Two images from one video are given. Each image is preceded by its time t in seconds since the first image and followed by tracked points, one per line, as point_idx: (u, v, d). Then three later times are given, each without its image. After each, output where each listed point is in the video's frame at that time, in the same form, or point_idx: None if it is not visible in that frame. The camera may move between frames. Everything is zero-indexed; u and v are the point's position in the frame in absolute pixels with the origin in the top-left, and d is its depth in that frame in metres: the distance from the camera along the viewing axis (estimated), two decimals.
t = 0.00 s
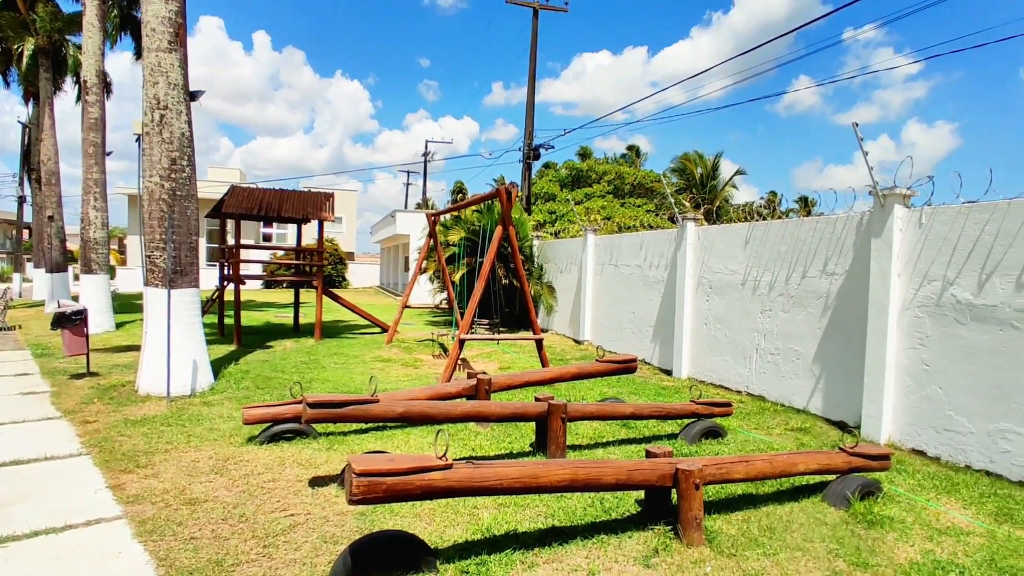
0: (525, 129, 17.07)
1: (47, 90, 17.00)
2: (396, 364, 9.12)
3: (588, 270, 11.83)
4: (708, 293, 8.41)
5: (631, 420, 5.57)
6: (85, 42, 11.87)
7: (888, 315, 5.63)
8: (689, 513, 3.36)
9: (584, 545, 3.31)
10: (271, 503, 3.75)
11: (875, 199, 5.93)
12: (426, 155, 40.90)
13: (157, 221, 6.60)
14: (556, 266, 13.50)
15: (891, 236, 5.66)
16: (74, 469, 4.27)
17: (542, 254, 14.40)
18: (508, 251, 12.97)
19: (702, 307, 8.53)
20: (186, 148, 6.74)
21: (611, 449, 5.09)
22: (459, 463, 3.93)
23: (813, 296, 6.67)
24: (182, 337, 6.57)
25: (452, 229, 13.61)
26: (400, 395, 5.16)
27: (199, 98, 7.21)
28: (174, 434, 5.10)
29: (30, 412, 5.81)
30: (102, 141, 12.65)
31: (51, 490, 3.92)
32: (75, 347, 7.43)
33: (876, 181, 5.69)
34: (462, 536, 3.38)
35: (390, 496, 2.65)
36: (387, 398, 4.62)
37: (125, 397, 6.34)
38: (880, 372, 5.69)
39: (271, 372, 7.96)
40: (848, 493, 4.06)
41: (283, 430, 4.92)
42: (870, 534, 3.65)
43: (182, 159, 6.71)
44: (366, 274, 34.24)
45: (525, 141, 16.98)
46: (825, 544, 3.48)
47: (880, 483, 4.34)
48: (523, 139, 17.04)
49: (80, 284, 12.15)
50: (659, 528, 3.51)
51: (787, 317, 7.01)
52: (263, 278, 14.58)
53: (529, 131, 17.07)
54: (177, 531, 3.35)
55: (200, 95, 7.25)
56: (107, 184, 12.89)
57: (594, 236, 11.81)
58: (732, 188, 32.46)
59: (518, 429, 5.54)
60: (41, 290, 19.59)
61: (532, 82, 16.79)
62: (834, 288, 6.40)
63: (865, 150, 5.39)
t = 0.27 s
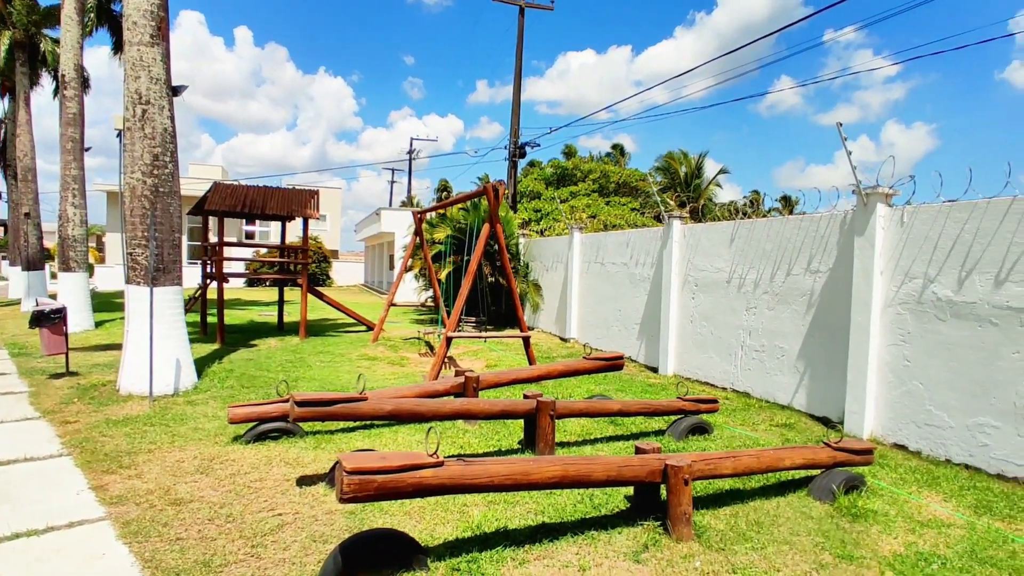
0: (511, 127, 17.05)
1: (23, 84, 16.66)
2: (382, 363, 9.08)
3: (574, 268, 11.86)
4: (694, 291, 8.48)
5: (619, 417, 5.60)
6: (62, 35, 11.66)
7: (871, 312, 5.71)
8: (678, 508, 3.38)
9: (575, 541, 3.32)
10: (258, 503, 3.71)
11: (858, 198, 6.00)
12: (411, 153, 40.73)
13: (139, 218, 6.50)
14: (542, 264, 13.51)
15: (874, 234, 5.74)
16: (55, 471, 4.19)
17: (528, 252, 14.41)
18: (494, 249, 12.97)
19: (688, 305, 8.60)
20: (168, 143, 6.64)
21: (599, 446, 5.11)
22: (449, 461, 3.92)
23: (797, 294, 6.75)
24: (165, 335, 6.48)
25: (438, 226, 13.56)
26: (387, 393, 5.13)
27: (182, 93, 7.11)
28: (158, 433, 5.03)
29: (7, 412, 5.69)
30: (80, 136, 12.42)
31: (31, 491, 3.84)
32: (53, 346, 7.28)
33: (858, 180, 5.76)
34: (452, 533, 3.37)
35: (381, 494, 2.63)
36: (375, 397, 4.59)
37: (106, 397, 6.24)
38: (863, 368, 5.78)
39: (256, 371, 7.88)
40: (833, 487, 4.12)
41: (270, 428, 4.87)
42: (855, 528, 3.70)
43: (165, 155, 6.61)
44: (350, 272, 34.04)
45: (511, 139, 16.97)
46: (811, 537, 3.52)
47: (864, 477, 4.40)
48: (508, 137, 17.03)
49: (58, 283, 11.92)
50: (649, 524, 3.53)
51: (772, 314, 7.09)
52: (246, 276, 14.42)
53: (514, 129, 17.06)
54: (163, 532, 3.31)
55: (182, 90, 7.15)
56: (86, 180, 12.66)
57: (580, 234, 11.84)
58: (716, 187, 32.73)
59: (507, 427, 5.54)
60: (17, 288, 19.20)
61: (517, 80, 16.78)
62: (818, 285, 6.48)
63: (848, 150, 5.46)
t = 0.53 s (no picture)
0: (507, 126, 16.99)
1: (15, 79, 16.49)
2: (378, 362, 9.00)
3: (571, 268, 11.80)
4: (693, 291, 8.44)
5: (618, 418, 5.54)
6: (55, 30, 11.54)
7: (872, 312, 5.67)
8: (681, 511, 3.33)
9: (576, 545, 3.26)
10: (253, 505, 3.63)
11: (859, 198, 5.97)
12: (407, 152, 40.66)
13: (132, 215, 6.41)
14: (539, 263, 13.45)
15: (875, 235, 5.70)
16: (44, 472, 4.10)
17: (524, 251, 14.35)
18: (491, 248, 12.91)
19: (687, 305, 8.56)
20: (162, 139, 6.54)
21: (599, 447, 5.06)
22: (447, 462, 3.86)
23: (797, 294, 6.71)
24: (158, 334, 6.39)
25: (434, 225, 13.49)
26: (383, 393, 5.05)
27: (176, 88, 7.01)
28: (150, 434, 4.94)
29: None
30: (72, 132, 12.28)
31: (19, 493, 3.75)
32: (44, 345, 7.17)
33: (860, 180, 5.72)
34: (451, 537, 3.30)
35: (380, 498, 2.56)
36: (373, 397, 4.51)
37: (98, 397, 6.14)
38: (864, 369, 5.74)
39: (250, 370, 7.79)
40: (836, 490, 4.07)
41: (264, 429, 4.79)
42: (860, 531, 3.66)
43: (159, 151, 6.51)
44: (345, 271, 33.91)
45: (508, 138, 16.91)
46: (815, 541, 3.47)
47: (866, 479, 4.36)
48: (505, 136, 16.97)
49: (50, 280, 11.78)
50: (651, 528, 3.48)
51: (771, 315, 7.06)
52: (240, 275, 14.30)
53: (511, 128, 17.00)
54: (155, 536, 3.23)
55: (177, 86, 7.05)
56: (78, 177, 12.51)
57: (577, 233, 11.78)
58: (711, 187, 32.75)
59: (505, 428, 5.48)
60: (8, 286, 19.01)
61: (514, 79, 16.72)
62: (818, 286, 6.44)
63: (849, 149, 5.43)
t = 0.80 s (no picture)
0: (511, 124, 16.87)
1: (16, 75, 16.39)
2: (380, 361, 8.87)
3: (575, 266, 11.67)
4: (699, 290, 8.31)
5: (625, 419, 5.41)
6: (56, 25, 11.44)
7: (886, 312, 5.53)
8: (695, 516, 3.20)
9: (586, 551, 3.13)
10: (249, 507, 3.51)
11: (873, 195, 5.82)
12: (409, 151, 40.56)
13: (130, 209, 6.28)
14: (542, 262, 13.32)
15: (889, 232, 5.56)
16: (35, 472, 3.98)
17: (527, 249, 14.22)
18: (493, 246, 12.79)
19: (694, 304, 8.42)
20: (161, 133, 6.42)
21: (606, 448, 4.93)
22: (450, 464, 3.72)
23: (807, 293, 6.57)
24: (156, 331, 6.27)
25: (437, 223, 13.37)
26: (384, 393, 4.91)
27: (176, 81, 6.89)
28: (146, 432, 4.81)
29: None
30: (72, 128, 12.17)
31: (9, 494, 3.63)
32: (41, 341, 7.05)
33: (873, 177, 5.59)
34: (455, 542, 3.17)
35: (382, 502, 2.43)
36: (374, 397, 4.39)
37: (93, 394, 6.01)
38: (877, 370, 5.60)
39: (249, 368, 7.66)
40: (853, 494, 3.94)
41: (262, 428, 4.66)
42: (879, 538, 3.52)
43: (157, 145, 6.39)
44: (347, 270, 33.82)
45: (511, 136, 16.78)
46: (834, 548, 3.34)
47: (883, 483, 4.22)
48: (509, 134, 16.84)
49: (49, 277, 11.67)
50: (662, 533, 3.35)
51: (781, 314, 6.91)
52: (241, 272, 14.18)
53: (515, 126, 16.88)
54: (147, 539, 3.10)
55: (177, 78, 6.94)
56: (78, 172, 12.39)
57: (582, 231, 11.65)
58: (715, 187, 32.57)
59: (509, 428, 5.35)
60: (8, 283, 18.91)
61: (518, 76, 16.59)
62: (829, 284, 6.30)
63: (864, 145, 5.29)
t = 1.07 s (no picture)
0: (520, 125, 16.69)
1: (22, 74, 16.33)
2: (387, 365, 8.69)
3: (585, 269, 11.47)
4: (715, 294, 8.10)
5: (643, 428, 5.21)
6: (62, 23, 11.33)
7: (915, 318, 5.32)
8: (727, 537, 3.00)
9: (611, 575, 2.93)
10: (254, 523, 3.32)
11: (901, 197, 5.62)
12: (415, 152, 40.45)
13: (133, 208, 6.13)
14: (551, 264, 13.13)
15: (919, 235, 5.35)
16: (31, 482, 3.80)
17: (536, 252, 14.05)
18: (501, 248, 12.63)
19: (709, 308, 8.22)
20: (166, 130, 6.27)
21: (624, 460, 4.73)
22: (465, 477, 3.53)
23: (829, 298, 6.36)
24: (159, 333, 6.11)
25: (444, 224, 13.23)
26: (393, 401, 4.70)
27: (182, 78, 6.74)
28: (147, 440, 4.64)
29: None
30: (78, 127, 12.06)
31: (2, 506, 3.45)
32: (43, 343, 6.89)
33: (902, 177, 5.38)
34: (471, 563, 2.98)
35: (397, 525, 2.25)
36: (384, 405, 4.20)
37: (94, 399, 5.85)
38: (905, 379, 5.38)
39: (254, 371, 7.49)
40: (889, 512, 3.73)
41: (268, 437, 4.49)
42: (920, 560, 3.31)
43: (162, 143, 6.24)
44: (352, 271, 33.70)
45: (520, 138, 16.61)
46: (874, 572, 3.13)
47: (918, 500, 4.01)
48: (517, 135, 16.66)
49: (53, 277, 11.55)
50: (691, 555, 3.15)
51: (801, 320, 6.70)
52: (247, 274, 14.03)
53: (523, 127, 16.70)
54: (145, 558, 2.92)
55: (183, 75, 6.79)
56: (83, 172, 12.27)
57: (592, 234, 11.46)
58: (723, 190, 32.30)
59: (523, 437, 5.16)
60: (14, 283, 18.84)
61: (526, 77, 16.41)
62: (853, 289, 6.09)
63: (893, 145, 5.09)
